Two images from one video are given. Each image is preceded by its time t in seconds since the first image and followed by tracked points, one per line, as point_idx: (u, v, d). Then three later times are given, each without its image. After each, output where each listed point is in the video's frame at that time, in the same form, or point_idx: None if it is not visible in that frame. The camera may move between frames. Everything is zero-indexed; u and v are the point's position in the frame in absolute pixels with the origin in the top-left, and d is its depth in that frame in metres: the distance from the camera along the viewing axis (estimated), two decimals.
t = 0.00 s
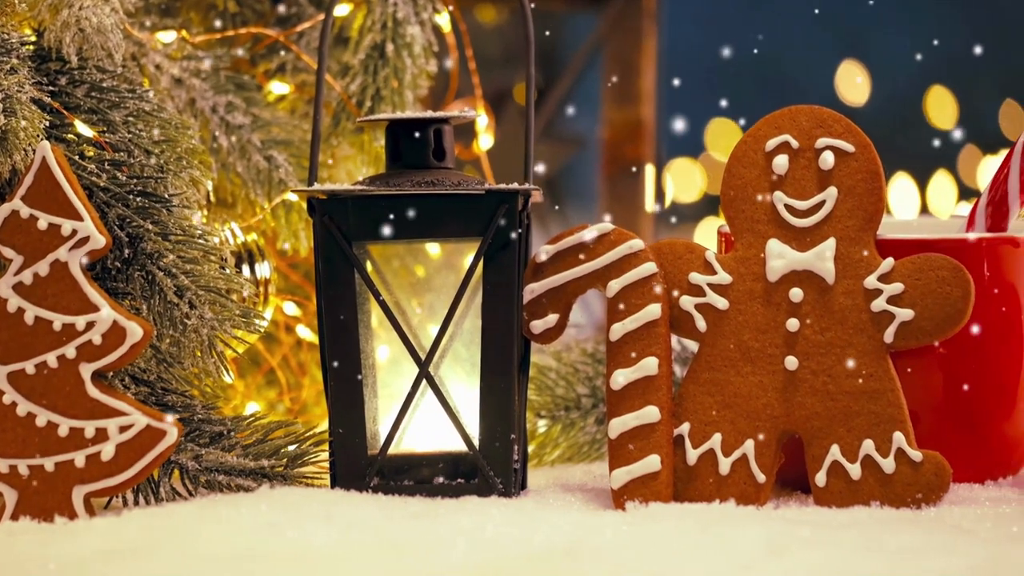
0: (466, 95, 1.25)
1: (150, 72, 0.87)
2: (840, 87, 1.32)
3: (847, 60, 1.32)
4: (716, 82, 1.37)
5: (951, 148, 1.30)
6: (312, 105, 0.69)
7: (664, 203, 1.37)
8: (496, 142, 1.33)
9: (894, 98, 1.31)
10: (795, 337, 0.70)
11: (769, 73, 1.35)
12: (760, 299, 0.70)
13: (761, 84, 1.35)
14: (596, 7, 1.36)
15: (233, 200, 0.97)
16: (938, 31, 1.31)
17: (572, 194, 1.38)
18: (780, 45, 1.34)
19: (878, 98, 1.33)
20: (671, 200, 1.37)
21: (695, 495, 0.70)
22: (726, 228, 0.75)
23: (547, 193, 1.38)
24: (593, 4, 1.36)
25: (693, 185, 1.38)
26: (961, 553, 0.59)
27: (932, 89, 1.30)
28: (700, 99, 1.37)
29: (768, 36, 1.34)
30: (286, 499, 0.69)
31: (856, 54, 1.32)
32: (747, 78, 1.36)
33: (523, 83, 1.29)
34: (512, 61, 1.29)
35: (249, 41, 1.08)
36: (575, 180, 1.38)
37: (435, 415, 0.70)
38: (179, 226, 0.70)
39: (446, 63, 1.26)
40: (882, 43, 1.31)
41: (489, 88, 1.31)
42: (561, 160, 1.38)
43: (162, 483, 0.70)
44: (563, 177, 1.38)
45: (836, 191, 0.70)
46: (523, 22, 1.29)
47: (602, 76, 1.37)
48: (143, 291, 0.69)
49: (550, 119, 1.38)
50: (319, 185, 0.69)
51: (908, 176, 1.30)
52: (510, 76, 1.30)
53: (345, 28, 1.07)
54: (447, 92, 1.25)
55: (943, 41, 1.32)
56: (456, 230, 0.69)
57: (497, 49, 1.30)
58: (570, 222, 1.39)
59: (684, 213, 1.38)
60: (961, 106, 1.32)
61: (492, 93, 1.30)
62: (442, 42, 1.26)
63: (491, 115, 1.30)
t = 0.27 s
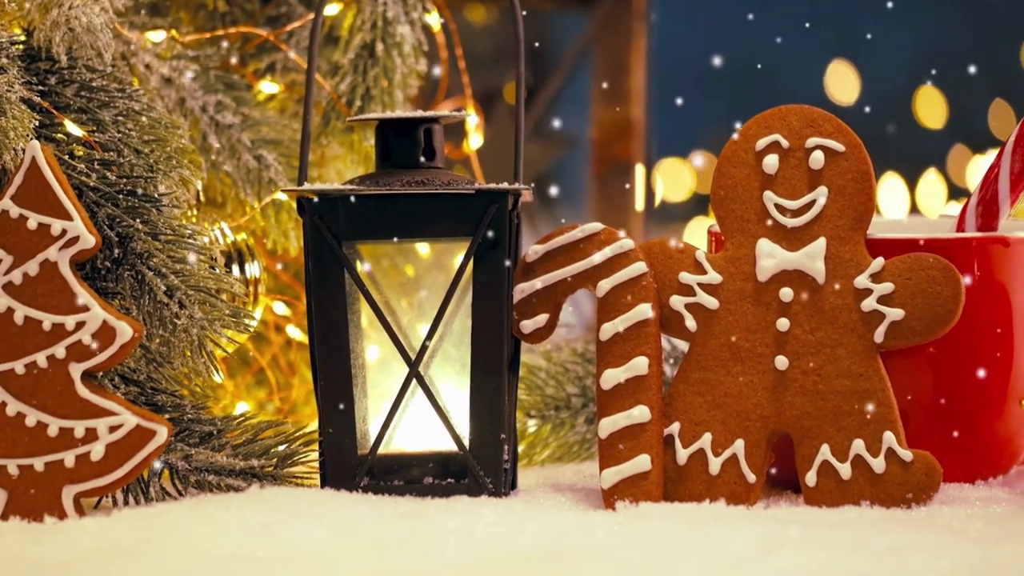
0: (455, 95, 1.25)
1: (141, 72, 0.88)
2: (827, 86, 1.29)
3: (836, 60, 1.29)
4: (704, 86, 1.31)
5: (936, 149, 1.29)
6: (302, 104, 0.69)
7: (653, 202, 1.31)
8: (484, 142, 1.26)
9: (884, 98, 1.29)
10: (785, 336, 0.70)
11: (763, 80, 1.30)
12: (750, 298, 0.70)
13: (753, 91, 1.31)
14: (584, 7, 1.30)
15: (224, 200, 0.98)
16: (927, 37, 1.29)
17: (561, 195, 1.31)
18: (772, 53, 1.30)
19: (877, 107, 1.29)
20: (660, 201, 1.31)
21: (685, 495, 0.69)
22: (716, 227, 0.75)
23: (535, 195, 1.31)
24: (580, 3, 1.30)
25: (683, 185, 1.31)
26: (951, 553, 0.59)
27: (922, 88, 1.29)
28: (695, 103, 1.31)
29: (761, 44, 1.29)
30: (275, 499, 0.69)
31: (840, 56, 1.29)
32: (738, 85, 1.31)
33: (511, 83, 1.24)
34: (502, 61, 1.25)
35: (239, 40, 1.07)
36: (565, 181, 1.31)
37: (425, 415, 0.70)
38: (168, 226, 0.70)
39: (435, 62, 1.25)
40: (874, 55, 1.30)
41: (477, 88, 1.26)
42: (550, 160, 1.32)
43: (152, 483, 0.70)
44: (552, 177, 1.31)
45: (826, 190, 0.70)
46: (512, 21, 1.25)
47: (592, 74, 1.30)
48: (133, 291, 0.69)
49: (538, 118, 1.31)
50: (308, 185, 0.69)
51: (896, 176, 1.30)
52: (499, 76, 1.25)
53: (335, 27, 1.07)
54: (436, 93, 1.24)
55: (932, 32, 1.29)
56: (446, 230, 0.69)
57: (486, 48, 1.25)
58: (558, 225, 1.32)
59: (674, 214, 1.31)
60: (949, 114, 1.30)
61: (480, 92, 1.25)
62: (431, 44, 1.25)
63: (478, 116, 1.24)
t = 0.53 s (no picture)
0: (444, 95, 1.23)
1: (127, 71, 0.88)
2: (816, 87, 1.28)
3: (825, 60, 1.27)
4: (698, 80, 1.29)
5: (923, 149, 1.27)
6: (290, 104, 0.69)
7: (641, 202, 1.29)
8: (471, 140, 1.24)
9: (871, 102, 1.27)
10: (774, 336, 0.69)
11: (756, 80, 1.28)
12: (739, 298, 0.70)
13: (741, 93, 1.29)
14: (573, 6, 1.27)
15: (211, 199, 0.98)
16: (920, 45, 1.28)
17: (551, 195, 1.28)
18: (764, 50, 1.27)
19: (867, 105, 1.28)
20: (649, 200, 1.29)
21: (674, 496, 0.69)
22: (705, 227, 0.75)
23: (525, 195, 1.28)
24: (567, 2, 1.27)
25: (671, 185, 1.29)
26: (940, 553, 0.59)
27: (909, 88, 1.28)
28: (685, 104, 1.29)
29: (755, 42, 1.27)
30: (263, 499, 0.69)
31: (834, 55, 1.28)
32: (726, 87, 1.29)
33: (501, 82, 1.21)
34: (490, 60, 1.22)
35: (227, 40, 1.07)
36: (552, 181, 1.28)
37: (413, 415, 0.70)
38: (156, 226, 0.70)
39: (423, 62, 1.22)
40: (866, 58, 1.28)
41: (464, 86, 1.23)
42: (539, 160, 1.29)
43: (140, 483, 0.70)
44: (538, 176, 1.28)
45: (815, 190, 0.69)
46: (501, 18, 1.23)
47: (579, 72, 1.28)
48: (120, 291, 0.69)
49: (526, 116, 1.29)
50: (296, 185, 0.69)
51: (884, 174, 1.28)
52: (487, 76, 1.22)
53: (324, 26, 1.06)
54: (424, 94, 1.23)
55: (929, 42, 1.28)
56: (434, 230, 0.69)
57: (475, 47, 1.23)
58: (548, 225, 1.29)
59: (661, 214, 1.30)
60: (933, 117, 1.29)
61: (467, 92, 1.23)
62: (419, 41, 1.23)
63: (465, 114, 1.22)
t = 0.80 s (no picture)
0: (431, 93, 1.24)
1: (114, 71, 0.87)
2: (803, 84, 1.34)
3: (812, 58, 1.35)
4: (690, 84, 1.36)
5: (912, 148, 1.36)
6: (278, 103, 0.69)
7: (630, 201, 1.35)
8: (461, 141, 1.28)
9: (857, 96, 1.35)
10: (762, 335, 0.69)
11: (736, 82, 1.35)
12: (727, 297, 0.70)
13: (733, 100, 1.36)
14: (559, 6, 1.31)
15: (198, 199, 0.99)
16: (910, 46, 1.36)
17: (537, 195, 1.35)
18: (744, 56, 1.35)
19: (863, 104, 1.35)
20: (637, 200, 1.35)
21: (662, 495, 0.69)
22: (693, 226, 0.75)
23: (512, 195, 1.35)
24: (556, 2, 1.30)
25: (659, 185, 1.36)
26: (928, 553, 0.59)
27: (894, 87, 1.35)
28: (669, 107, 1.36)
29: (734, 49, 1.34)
30: (250, 499, 0.68)
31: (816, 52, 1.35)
32: (719, 93, 1.35)
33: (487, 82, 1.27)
34: (477, 60, 1.27)
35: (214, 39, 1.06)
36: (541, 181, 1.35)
37: (401, 415, 0.70)
38: (143, 225, 0.70)
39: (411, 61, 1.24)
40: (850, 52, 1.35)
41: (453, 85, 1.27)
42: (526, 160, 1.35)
43: (127, 483, 0.70)
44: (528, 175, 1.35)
45: (803, 189, 0.69)
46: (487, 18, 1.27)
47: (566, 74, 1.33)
48: (107, 291, 0.69)
49: (514, 116, 1.33)
50: (284, 185, 0.69)
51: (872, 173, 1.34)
52: (475, 74, 1.27)
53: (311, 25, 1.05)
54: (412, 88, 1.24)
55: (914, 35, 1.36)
56: (422, 229, 0.69)
57: (462, 46, 1.27)
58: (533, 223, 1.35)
59: (649, 212, 1.36)
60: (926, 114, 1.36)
61: (456, 92, 1.26)
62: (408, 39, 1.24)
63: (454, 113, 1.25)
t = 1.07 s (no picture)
0: (420, 94, 1.23)
1: (103, 70, 0.87)
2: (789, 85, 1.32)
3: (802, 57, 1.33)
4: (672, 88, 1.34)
5: (901, 148, 1.33)
6: (266, 102, 0.69)
7: (618, 200, 1.34)
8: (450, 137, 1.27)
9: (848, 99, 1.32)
10: (750, 335, 0.69)
11: (723, 87, 1.34)
12: (716, 296, 0.70)
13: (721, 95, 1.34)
14: (549, 6, 1.30)
15: (186, 199, 0.97)
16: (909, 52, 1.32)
17: (525, 194, 1.33)
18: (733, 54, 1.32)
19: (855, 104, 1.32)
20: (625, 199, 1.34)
21: (650, 495, 0.69)
22: (682, 225, 0.75)
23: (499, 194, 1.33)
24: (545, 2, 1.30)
25: (646, 184, 1.35)
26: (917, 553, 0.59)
27: (881, 86, 1.32)
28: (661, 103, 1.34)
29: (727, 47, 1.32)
30: (238, 499, 0.68)
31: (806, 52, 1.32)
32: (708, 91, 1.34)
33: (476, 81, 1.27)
34: (465, 58, 1.26)
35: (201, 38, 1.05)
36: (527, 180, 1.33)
37: (389, 415, 0.70)
38: (131, 225, 0.69)
39: (399, 60, 1.23)
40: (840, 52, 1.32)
41: (442, 85, 1.27)
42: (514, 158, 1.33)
43: (114, 483, 0.70)
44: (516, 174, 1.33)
45: (791, 188, 0.69)
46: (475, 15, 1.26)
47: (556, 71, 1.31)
48: (95, 291, 0.69)
49: (503, 115, 1.32)
50: (272, 184, 0.69)
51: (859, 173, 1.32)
52: (463, 74, 1.27)
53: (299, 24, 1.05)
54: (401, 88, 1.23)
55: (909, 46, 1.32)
56: (410, 228, 0.69)
57: (449, 46, 1.26)
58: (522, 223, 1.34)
59: (636, 211, 1.35)
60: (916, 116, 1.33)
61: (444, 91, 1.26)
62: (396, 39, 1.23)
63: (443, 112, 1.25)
